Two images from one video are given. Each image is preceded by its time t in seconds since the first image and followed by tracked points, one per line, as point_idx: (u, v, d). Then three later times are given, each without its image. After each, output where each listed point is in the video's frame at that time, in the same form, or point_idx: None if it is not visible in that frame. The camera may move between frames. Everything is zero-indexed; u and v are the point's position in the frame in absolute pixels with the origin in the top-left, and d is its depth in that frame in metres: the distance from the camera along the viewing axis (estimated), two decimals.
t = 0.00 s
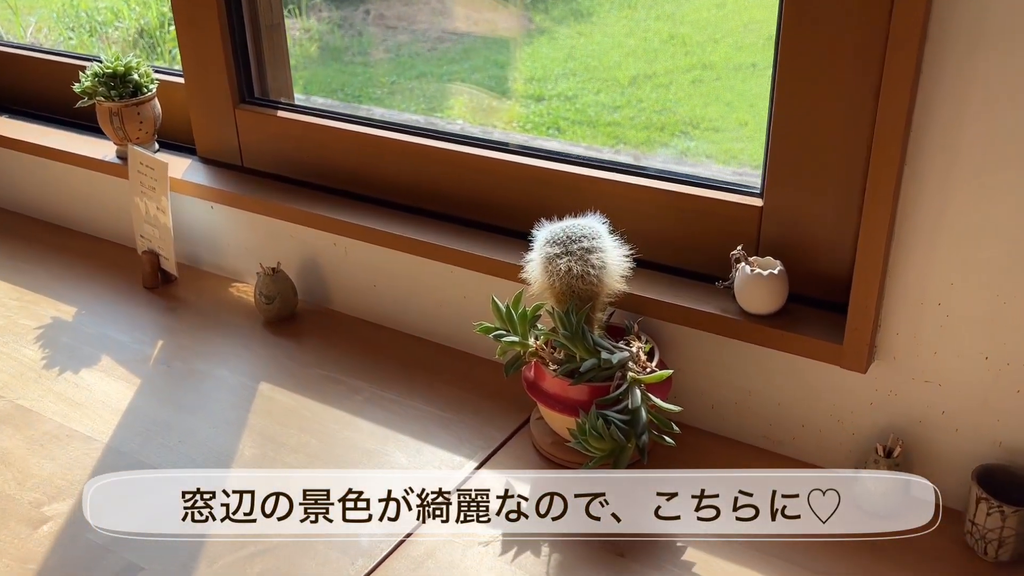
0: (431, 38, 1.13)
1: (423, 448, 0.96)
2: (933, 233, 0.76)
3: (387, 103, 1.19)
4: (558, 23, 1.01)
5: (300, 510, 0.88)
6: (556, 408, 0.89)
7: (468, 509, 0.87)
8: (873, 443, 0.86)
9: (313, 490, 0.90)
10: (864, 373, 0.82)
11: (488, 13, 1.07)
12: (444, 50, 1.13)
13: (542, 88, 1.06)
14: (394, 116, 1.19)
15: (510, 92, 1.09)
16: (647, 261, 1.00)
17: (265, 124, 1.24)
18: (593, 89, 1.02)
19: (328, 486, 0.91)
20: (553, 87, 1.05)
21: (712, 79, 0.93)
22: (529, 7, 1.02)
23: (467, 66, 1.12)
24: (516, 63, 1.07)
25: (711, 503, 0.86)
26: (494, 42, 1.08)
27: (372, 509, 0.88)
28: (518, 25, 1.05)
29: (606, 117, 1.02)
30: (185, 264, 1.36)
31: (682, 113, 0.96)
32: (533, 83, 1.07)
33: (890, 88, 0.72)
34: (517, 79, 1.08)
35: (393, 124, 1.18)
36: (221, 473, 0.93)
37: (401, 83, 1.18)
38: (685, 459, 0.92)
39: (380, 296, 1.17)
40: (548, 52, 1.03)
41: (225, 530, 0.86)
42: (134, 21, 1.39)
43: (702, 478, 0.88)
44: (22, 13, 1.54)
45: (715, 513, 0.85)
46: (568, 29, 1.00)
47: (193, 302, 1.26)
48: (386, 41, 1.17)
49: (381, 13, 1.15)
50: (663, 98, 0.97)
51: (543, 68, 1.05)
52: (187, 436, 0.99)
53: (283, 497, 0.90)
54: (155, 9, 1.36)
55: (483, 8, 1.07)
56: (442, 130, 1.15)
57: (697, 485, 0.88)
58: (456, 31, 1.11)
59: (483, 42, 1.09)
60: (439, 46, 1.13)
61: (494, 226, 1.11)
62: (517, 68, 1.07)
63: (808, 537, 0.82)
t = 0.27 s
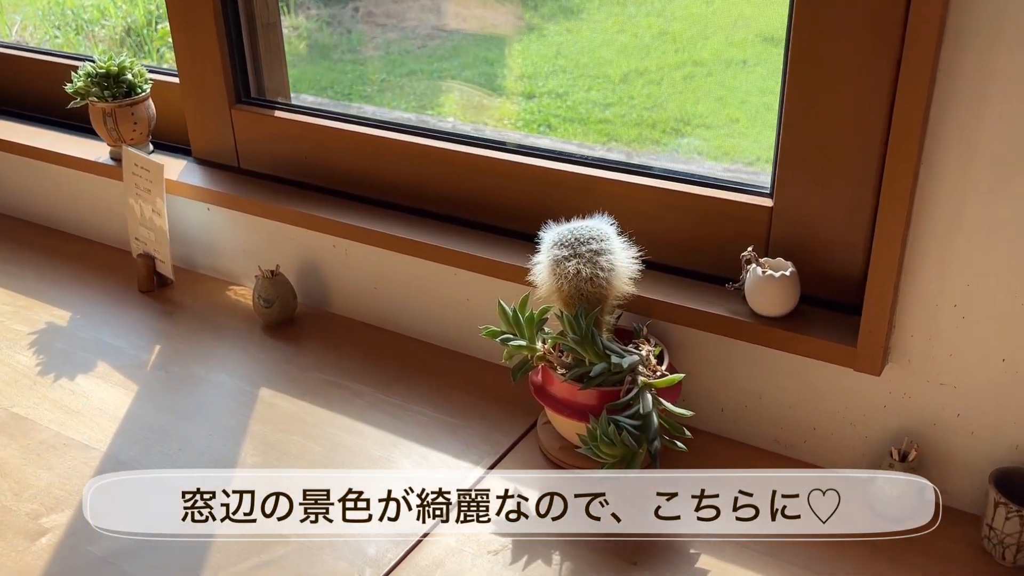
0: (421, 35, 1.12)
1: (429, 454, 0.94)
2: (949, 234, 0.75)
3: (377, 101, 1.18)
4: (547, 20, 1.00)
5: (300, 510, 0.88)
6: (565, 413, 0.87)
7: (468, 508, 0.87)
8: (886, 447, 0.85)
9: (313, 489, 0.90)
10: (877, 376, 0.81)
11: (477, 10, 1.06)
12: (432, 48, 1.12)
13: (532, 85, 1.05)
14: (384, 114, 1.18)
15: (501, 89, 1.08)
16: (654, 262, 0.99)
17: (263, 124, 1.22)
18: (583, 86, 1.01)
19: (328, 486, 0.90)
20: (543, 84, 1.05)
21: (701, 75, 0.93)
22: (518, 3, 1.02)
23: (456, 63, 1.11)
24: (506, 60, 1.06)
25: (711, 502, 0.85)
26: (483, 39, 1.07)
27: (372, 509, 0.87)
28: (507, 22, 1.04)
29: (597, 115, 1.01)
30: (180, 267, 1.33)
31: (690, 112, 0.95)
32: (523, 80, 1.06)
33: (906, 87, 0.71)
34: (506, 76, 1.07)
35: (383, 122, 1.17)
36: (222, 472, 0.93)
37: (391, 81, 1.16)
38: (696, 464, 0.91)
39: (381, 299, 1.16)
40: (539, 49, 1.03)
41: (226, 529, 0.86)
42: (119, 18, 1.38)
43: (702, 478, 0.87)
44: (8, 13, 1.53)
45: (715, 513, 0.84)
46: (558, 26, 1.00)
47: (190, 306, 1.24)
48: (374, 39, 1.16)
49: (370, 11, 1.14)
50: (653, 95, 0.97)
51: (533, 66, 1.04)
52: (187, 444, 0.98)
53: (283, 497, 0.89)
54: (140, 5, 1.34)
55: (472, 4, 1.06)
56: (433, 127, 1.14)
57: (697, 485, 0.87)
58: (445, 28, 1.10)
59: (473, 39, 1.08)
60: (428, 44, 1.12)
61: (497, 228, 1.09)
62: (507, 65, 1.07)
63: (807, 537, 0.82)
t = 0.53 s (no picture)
0: (411, 34, 1.11)
1: (440, 462, 0.93)
2: (972, 238, 0.74)
3: (368, 100, 1.17)
4: (537, 18, 1.00)
5: (300, 510, 0.88)
6: (579, 421, 0.86)
7: (468, 509, 0.86)
8: (905, 453, 0.84)
9: (313, 489, 0.90)
10: (897, 381, 0.80)
11: (466, 8, 1.05)
12: (422, 47, 1.11)
13: (524, 84, 1.05)
14: (376, 114, 1.17)
15: (492, 88, 1.07)
16: (667, 266, 0.97)
17: (264, 127, 1.21)
18: (574, 84, 1.01)
19: (328, 486, 0.90)
20: (534, 83, 1.04)
21: (690, 74, 0.92)
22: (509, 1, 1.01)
23: (448, 62, 1.10)
24: (497, 59, 1.06)
25: (711, 502, 0.85)
26: (473, 38, 1.06)
27: (372, 509, 0.87)
28: (497, 21, 1.03)
29: (588, 113, 1.01)
30: (180, 272, 1.31)
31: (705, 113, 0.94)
32: (514, 79, 1.05)
33: (930, 89, 0.70)
34: (497, 75, 1.07)
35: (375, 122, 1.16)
36: (222, 472, 0.93)
37: (382, 80, 1.15)
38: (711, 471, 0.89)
39: (387, 304, 1.14)
40: (529, 47, 1.02)
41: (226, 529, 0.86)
42: (107, 18, 1.35)
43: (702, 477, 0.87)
44: None
45: (714, 513, 0.84)
46: (547, 24, 1.00)
47: (191, 311, 1.22)
48: (364, 39, 1.15)
49: (359, 9, 1.13)
50: (644, 94, 0.96)
51: (524, 64, 1.04)
52: (192, 454, 0.96)
53: (283, 497, 0.89)
54: (128, 4, 1.32)
55: (462, 3, 1.05)
56: (425, 127, 1.13)
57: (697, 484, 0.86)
58: (435, 27, 1.09)
59: (464, 38, 1.07)
60: (417, 43, 1.11)
61: (505, 232, 1.08)
62: (499, 64, 1.06)
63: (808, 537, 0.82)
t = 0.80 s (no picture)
0: (399, 33, 1.10)
1: (457, 476, 0.91)
2: (1006, 245, 0.73)
3: (358, 100, 1.16)
4: (527, 17, 0.99)
5: (300, 510, 0.88)
6: (601, 433, 0.84)
7: (468, 509, 0.87)
8: (934, 465, 0.83)
9: (313, 489, 0.90)
10: (926, 392, 0.79)
11: (454, 8, 1.04)
12: (410, 46, 1.10)
13: (514, 83, 1.04)
14: (367, 114, 1.16)
15: (483, 87, 1.07)
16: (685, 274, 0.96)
17: (268, 133, 1.18)
18: (564, 83, 1.01)
19: (328, 486, 0.90)
20: (524, 82, 1.04)
21: (680, 72, 0.92)
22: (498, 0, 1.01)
23: (437, 62, 1.09)
24: (487, 58, 1.05)
25: (711, 502, 0.84)
26: (462, 38, 1.06)
27: (371, 509, 0.88)
28: (487, 20, 1.03)
29: (579, 113, 1.01)
30: (183, 281, 1.29)
31: (724, 117, 0.92)
32: (505, 78, 1.05)
33: (964, 94, 0.69)
34: (488, 74, 1.06)
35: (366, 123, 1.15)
36: (222, 472, 0.93)
37: (372, 79, 1.14)
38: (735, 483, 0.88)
39: (397, 313, 1.12)
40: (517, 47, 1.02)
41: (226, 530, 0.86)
42: (93, 18, 1.35)
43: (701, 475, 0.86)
44: None
45: (714, 513, 0.84)
46: (533, 24, 0.99)
47: (195, 321, 1.20)
48: (352, 38, 1.14)
49: (347, 9, 1.12)
50: (635, 93, 0.96)
51: (514, 63, 1.03)
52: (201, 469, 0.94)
53: (283, 497, 0.89)
54: (113, 5, 1.32)
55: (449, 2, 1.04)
56: (416, 128, 1.13)
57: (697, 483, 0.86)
58: (424, 26, 1.08)
59: (454, 38, 1.06)
60: (406, 42, 1.10)
61: (517, 239, 1.06)
62: (489, 63, 1.05)
63: (810, 537, 0.82)
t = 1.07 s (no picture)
0: (389, 34, 1.09)
1: (472, 487, 0.90)
2: None
3: (350, 101, 1.15)
4: (519, 16, 0.99)
5: (303, 508, 0.88)
6: (618, 443, 0.83)
7: (472, 512, 0.86)
8: (956, 474, 0.82)
9: (316, 490, 0.90)
10: (950, 400, 0.78)
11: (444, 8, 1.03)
12: (400, 47, 1.09)
13: (507, 83, 1.03)
14: (360, 116, 1.14)
15: (474, 87, 1.06)
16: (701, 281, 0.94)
17: (272, 138, 1.17)
18: (557, 83, 1.00)
19: (331, 487, 0.90)
20: (517, 83, 1.03)
21: (672, 72, 0.92)
22: None
23: (430, 62, 1.08)
24: (479, 59, 1.04)
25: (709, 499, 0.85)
26: (452, 38, 1.05)
27: (373, 508, 0.87)
28: (479, 20, 1.02)
29: (572, 113, 1.00)
30: (186, 288, 1.27)
31: (739, 121, 0.91)
32: (497, 79, 1.04)
33: (993, 98, 0.68)
34: (479, 75, 1.05)
35: (358, 125, 1.14)
36: (225, 475, 0.93)
37: (364, 80, 1.13)
38: (755, 493, 0.87)
39: (406, 320, 1.11)
40: (511, 47, 1.01)
41: (232, 529, 0.86)
42: (81, 19, 1.34)
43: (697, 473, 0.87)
44: None
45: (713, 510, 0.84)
46: (527, 24, 0.99)
47: (199, 329, 1.18)
48: (344, 39, 1.12)
49: (339, 10, 1.10)
50: (629, 93, 0.95)
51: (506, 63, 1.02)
52: (210, 480, 0.92)
53: (287, 497, 0.89)
54: (101, 6, 1.30)
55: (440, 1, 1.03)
56: (409, 129, 1.12)
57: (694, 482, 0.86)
58: (416, 26, 1.06)
59: (446, 38, 1.05)
60: (398, 43, 1.09)
61: (528, 245, 1.05)
62: (480, 64, 1.04)
63: (824, 541, 0.81)
